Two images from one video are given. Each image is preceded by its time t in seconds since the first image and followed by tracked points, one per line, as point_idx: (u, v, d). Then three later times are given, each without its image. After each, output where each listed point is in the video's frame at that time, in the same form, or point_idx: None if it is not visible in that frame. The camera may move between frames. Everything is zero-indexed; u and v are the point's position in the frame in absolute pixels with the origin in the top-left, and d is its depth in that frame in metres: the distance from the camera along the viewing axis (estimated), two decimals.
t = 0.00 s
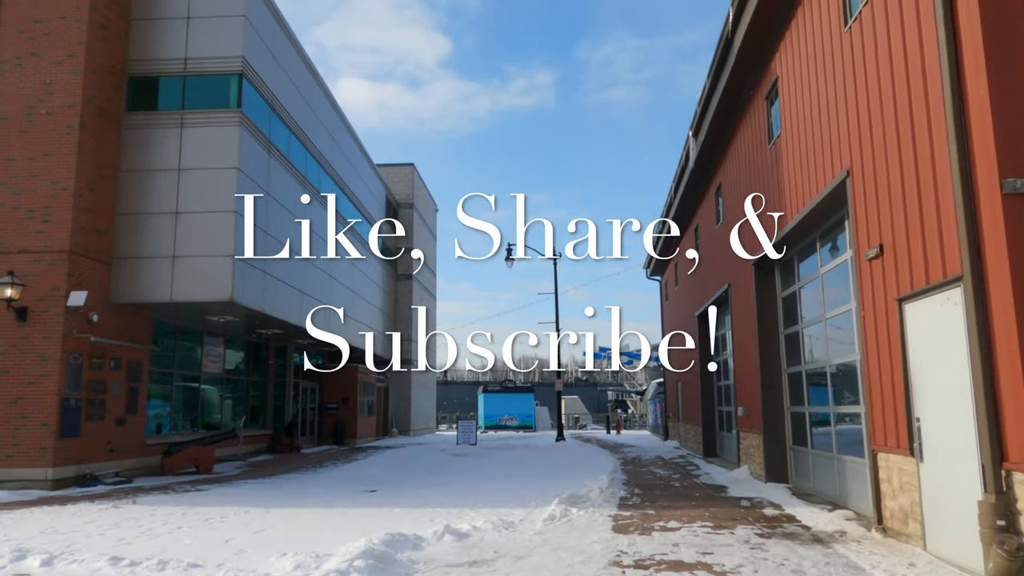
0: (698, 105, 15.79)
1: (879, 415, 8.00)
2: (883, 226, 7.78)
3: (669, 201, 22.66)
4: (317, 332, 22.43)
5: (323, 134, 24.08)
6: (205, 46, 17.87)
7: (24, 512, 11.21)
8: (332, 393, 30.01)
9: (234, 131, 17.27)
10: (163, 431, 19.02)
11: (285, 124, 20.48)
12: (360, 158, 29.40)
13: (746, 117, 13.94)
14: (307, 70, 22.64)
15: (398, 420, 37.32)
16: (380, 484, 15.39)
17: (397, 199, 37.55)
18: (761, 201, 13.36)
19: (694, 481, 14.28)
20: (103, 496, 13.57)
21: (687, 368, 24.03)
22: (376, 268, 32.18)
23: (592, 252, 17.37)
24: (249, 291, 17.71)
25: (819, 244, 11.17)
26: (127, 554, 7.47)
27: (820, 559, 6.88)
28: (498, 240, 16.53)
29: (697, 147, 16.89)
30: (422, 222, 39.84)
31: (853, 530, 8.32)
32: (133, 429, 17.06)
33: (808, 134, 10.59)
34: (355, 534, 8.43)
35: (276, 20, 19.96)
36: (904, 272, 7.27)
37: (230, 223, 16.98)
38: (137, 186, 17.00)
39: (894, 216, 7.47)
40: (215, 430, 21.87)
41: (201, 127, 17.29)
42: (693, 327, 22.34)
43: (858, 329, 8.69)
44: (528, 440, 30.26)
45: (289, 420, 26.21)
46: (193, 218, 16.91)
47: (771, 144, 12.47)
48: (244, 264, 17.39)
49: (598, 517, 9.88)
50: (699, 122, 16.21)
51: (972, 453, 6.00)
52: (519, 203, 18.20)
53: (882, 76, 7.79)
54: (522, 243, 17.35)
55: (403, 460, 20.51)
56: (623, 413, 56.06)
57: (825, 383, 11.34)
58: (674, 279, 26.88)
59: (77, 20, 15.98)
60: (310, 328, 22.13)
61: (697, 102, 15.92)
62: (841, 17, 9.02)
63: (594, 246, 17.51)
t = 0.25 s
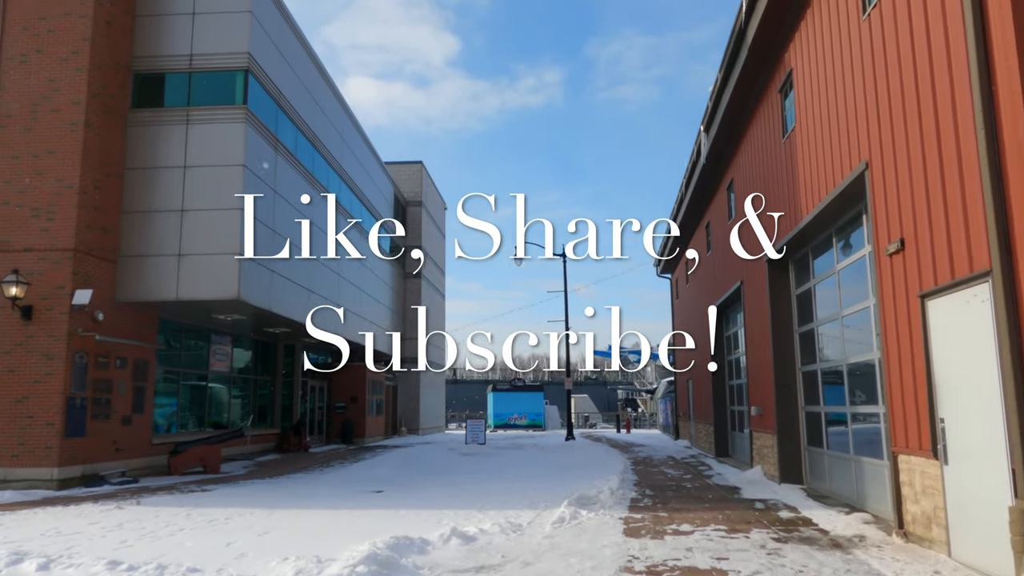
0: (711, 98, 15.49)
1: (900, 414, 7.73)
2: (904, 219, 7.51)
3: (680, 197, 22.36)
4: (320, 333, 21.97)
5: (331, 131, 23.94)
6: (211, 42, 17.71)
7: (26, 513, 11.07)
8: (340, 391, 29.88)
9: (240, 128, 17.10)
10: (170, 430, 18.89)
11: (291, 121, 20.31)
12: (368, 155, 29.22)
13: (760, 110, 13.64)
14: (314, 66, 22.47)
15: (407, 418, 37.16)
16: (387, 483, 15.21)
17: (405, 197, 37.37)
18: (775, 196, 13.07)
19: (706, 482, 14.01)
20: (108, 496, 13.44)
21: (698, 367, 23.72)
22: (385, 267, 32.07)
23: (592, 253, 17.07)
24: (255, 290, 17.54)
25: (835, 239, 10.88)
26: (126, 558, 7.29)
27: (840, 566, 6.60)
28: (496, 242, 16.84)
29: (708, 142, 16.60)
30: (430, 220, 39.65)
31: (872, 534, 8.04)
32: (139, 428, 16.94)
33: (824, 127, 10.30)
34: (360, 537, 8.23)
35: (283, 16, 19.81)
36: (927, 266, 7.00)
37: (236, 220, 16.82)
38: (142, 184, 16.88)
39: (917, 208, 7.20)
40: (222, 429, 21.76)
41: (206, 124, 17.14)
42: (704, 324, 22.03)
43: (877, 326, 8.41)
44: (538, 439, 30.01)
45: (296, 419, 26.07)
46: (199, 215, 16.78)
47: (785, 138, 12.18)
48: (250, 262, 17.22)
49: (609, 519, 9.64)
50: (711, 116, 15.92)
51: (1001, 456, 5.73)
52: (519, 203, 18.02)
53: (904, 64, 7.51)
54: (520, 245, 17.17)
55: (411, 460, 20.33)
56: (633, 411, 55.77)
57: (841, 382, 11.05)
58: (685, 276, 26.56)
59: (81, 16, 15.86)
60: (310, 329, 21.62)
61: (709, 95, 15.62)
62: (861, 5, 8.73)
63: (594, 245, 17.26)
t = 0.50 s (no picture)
0: (728, 82, 15.18)
1: (927, 403, 7.49)
2: (932, 202, 7.24)
3: (696, 183, 22.05)
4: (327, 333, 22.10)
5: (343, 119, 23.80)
6: (222, 30, 17.58)
7: (40, 503, 11.07)
8: (355, 381, 29.87)
9: (252, 116, 16.99)
10: (185, 420, 18.91)
11: (303, 110, 20.20)
12: (381, 144, 29.09)
13: (779, 94, 13.35)
14: (325, 54, 22.31)
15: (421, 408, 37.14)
16: (401, 473, 15.12)
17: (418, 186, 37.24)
18: (794, 181, 12.81)
19: (724, 472, 13.80)
20: (123, 486, 13.44)
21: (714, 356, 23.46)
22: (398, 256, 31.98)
23: (594, 251, 17.96)
24: (268, 279, 17.46)
25: (858, 224, 10.62)
26: (136, 548, 7.21)
27: (866, 559, 6.40)
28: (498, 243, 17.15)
29: (725, 126, 16.31)
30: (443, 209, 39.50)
31: (897, 525, 7.83)
32: (153, 418, 16.95)
33: (846, 109, 10.03)
34: (373, 528, 8.11)
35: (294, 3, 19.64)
36: (957, 250, 6.75)
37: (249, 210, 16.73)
38: (155, 173, 16.82)
39: (947, 190, 6.93)
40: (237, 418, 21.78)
41: (218, 112, 17.03)
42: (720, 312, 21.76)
43: (903, 313, 8.16)
44: (552, 428, 29.87)
45: (311, 408, 26.07)
46: (211, 204, 16.70)
47: (806, 120, 11.89)
48: (263, 252, 17.14)
49: (625, 510, 9.48)
50: (728, 100, 15.61)
51: None
52: (519, 201, 18.42)
53: (933, 41, 7.23)
54: (521, 243, 17.61)
55: (426, 449, 20.25)
56: (649, 401, 55.49)
57: (863, 370, 10.80)
58: (701, 264, 26.26)
59: (91, 5, 15.79)
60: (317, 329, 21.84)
61: (727, 79, 15.32)
62: None
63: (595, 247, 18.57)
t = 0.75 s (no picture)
0: (748, 69, 14.87)
1: (961, 395, 7.20)
2: (967, 185, 6.94)
3: (714, 174, 21.71)
4: (319, 333, 22.58)
5: (356, 112, 23.66)
6: (234, 22, 17.47)
7: (54, 496, 11.00)
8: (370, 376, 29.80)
9: (265, 109, 16.86)
10: (200, 414, 18.88)
11: (316, 103, 20.08)
12: (395, 138, 28.94)
13: (801, 80, 13.03)
14: (338, 47, 22.17)
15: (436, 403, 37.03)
16: (416, 468, 14.97)
17: (433, 180, 37.08)
18: (816, 168, 12.49)
19: (744, 466, 13.53)
20: (137, 480, 13.38)
21: (733, 349, 23.13)
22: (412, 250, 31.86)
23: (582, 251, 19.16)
24: (282, 273, 17.35)
25: (884, 212, 10.31)
26: (147, 543, 7.08)
27: (899, 556, 6.15)
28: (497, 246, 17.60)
29: (744, 115, 15.99)
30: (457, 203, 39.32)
31: (928, 522, 7.55)
32: (168, 412, 16.91)
33: (873, 91, 9.72)
34: (386, 523, 7.95)
35: None
36: (994, 234, 6.45)
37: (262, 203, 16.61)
38: (168, 167, 16.75)
39: (982, 172, 6.64)
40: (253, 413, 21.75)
41: (231, 105, 16.92)
42: (739, 305, 21.42)
43: (934, 301, 7.86)
44: (568, 423, 29.66)
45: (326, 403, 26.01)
46: (225, 198, 16.60)
47: (829, 106, 11.58)
48: (277, 245, 17.03)
49: (645, 505, 9.26)
50: (747, 88, 15.29)
51: None
52: (518, 202, 19.03)
53: (968, 17, 6.93)
54: (523, 245, 18.03)
55: (441, 444, 20.11)
56: (665, 395, 55.15)
57: (889, 362, 10.49)
58: (719, 256, 25.91)
59: None
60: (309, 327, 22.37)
61: (746, 66, 14.99)
62: None
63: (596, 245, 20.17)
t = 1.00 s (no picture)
0: (773, 59, 14.51)
1: (1006, 394, 6.85)
2: (1013, 173, 6.59)
3: (737, 168, 21.32)
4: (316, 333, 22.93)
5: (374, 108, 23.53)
6: (252, 18, 17.38)
7: (73, 496, 10.94)
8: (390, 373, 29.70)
9: (283, 105, 16.74)
10: (220, 413, 18.84)
11: (334, 99, 19.96)
12: (413, 134, 28.79)
13: (830, 70, 12.65)
14: (356, 42, 22.03)
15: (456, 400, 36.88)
16: (435, 467, 14.78)
17: (451, 176, 36.91)
18: (845, 159, 12.14)
19: (772, 467, 13.19)
20: (156, 479, 13.31)
21: (757, 346, 22.71)
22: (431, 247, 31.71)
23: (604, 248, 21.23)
24: (301, 270, 17.23)
25: (919, 204, 9.94)
26: (161, 546, 6.94)
27: (943, 565, 5.84)
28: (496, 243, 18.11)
29: (768, 107, 15.63)
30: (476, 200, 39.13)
31: (970, 527, 7.22)
32: (188, 411, 16.89)
33: (907, 79, 9.36)
34: (404, 526, 7.75)
35: None
36: None
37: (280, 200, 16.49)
38: (187, 164, 16.69)
39: None
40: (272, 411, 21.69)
41: (249, 102, 16.82)
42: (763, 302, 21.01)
43: (976, 295, 7.51)
44: (589, 421, 29.36)
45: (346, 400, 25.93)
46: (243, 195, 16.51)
47: (860, 95, 11.21)
48: (296, 242, 16.91)
49: (671, 507, 8.98)
50: (773, 79, 14.93)
51: None
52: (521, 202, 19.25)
53: None
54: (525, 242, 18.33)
55: (461, 442, 19.93)
56: (686, 392, 54.65)
57: (923, 359, 10.12)
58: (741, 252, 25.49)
59: None
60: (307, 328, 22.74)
61: (772, 56, 14.63)
62: None
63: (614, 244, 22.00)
